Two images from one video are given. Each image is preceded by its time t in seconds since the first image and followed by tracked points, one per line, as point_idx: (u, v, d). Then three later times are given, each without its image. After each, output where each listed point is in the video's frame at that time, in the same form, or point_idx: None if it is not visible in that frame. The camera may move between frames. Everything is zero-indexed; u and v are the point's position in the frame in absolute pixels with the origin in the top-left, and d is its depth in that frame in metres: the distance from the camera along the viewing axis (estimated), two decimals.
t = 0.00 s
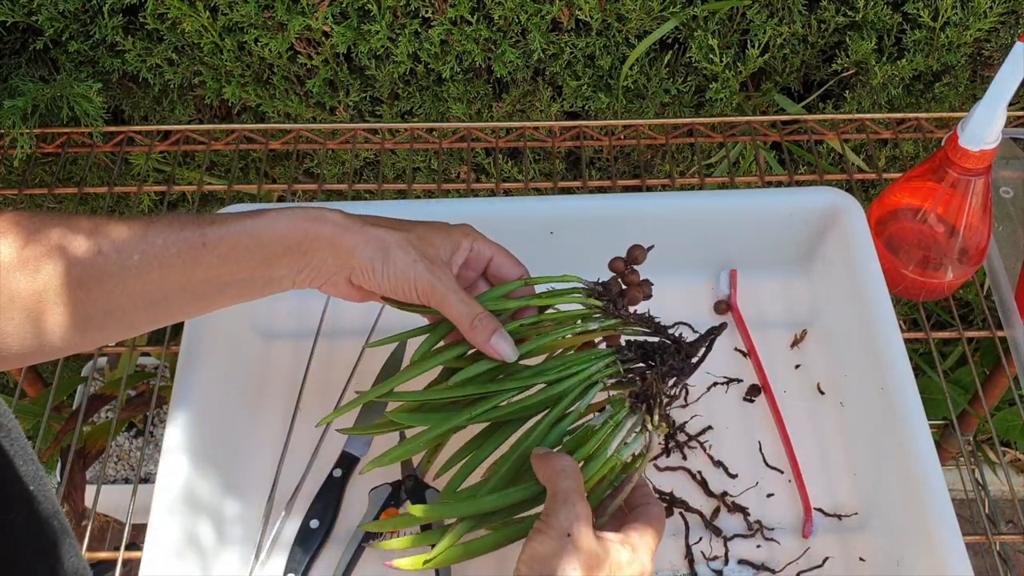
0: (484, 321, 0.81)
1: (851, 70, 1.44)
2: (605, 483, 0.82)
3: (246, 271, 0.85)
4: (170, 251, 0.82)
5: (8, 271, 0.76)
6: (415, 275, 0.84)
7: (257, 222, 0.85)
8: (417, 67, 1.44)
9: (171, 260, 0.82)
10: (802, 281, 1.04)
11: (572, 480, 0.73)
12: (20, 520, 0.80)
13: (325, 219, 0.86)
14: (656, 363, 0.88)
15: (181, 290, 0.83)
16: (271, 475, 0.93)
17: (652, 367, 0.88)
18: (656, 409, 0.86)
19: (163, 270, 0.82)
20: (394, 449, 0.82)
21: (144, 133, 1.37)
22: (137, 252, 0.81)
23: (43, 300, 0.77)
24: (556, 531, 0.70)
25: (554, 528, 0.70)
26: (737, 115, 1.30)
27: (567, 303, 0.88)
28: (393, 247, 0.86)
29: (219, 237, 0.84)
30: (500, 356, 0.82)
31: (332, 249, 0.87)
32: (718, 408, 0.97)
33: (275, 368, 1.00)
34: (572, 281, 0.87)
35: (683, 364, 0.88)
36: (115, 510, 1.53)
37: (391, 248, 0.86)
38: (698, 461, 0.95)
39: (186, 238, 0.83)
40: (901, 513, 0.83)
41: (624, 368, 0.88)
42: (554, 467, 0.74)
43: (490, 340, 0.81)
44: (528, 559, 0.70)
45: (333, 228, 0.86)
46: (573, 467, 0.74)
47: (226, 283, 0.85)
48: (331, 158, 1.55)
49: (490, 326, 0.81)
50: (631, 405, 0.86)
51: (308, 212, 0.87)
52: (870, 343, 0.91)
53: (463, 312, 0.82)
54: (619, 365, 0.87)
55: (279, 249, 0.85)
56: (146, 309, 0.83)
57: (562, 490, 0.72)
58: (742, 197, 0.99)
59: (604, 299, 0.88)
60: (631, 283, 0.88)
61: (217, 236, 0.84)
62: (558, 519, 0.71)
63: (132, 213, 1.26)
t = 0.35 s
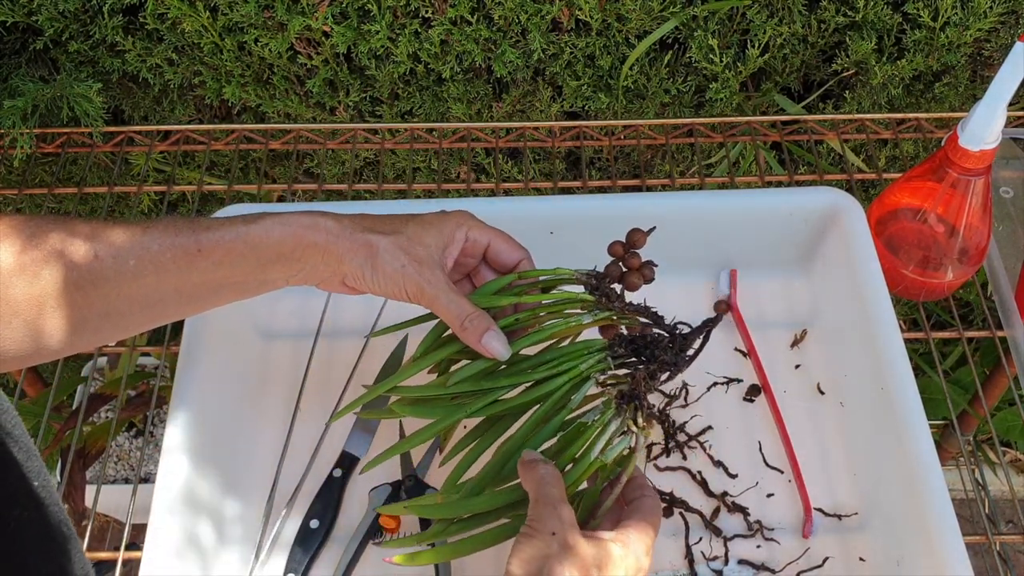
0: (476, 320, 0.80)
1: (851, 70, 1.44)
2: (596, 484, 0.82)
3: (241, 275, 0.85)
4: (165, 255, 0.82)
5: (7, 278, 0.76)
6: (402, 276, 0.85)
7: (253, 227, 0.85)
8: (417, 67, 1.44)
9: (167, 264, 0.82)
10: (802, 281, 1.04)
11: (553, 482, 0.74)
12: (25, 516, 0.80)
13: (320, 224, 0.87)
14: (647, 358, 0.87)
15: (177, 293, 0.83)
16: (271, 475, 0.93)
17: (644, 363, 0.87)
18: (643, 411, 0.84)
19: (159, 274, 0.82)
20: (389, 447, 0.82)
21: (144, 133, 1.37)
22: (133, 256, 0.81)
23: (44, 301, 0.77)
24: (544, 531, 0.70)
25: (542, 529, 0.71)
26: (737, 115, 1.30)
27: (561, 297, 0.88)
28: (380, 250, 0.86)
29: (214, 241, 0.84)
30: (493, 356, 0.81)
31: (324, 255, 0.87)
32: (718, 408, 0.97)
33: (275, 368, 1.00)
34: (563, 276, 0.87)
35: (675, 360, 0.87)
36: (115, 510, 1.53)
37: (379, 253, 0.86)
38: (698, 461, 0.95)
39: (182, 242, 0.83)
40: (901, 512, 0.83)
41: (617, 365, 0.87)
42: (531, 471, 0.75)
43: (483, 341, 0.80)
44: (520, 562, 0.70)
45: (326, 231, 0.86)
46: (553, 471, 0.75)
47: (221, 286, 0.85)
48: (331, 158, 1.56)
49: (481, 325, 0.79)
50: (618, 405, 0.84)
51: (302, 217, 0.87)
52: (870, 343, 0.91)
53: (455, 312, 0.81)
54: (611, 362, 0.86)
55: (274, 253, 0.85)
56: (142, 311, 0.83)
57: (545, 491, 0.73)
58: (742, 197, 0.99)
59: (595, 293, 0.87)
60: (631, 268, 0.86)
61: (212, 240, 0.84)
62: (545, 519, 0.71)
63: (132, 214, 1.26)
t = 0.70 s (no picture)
0: (477, 308, 0.80)
1: (851, 70, 1.44)
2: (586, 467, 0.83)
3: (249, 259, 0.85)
4: (174, 241, 0.82)
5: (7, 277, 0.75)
6: (402, 264, 0.86)
7: (259, 214, 0.85)
8: (417, 67, 1.44)
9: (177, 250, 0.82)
10: (802, 281, 1.04)
11: (523, 454, 0.75)
12: (21, 517, 0.75)
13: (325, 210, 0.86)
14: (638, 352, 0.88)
15: (184, 279, 0.84)
16: (271, 475, 0.93)
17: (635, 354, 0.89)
18: (631, 397, 0.86)
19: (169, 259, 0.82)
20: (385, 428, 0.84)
21: (144, 133, 1.37)
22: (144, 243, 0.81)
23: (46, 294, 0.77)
24: (509, 501, 0.71)
25: (507, 501, 0.71)
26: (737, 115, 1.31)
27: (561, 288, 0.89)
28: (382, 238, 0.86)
29: (222, 228, 0.83)
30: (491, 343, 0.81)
31: (329, 241, 0.87)
32: (718, 408, 0.97)
33: (276, 368, 1.00)
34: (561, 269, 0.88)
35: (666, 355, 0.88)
36: (115, 510, 1.53)
37: (381, 240, 0.86)
38: (698, 461, 0.95)
39: (189, 229, 0.83)
40: (901, 511, 0.83)
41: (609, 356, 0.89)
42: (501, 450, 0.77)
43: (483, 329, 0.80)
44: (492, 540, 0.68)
45: (331, 217, 0.86)
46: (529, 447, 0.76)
47: (227, 271, 0.85)
48: (331, 158, 1.56)
49: (480, 314, 0.80)
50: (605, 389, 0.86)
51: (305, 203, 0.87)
52: (870, 343, 0.91)
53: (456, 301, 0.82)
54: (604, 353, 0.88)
55: (279, 239, 0.85)
56: (150, 297, 0.83)
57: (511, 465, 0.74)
58: (743, 197, 0.99)
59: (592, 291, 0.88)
60: (629, 270, 0.86)
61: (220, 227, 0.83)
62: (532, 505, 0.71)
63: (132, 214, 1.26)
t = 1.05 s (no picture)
0: (483, 303, 0.81)
1: (851, 70, 1.44)
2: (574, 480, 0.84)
3: (256, 255, 0.86)
4: (185, 235, 0.82)
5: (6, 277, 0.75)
6: (407, 262, 0.86)
7: (267, 211, 0.85)
8: (417, 67, 1.44)
9: (187, 244, 0.82)
10: (802, 281, 1.04)
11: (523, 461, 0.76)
12: (17, 520, 0.73)
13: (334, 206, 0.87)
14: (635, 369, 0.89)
15: (193, 274, 0.84)
16: (271, 474, 0.93)
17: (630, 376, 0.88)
18: (623, 417, 0.85)
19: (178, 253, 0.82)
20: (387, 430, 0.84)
21: (143, 133, 1.37)
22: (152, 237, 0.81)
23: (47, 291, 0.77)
24: (513, 503, 0.71)
25: (512, 503, 0.71)
26: (737, 115, 1.31)
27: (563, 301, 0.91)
28: (389, 235, 0.86)
29: (229, 224, 0.83)
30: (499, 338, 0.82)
31: (334, 236, 0.87)
32: (718, 409, 0.97)
33: (276, 368, 1.00)
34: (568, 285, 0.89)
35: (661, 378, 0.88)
36: (115, 510, 1.53)
37: (387, 237, 0.86)
38: (698, 461, 0.95)
39: (199, 223, 0.83)
40: (901, 511, 0.83)
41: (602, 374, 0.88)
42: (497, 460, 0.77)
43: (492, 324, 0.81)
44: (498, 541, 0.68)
45: (337, 213, 0.87)
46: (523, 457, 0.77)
47: (235, 266, 0.86)
48: (331, 158, 1.56)
49: (488, 308, 0.81)
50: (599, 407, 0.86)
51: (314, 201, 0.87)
52: (870, 343, 0.91)
53: (464, 297, 0.82)
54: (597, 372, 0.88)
55: (285, 236, 0.86)
56: (160, 291, 0.83)
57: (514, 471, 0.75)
58: (744, 197, 0.98)
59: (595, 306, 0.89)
60: (633, 295, 0.89)
61: (229, 223, 0.83)
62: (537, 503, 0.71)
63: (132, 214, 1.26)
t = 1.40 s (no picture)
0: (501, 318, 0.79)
1: (851, 70, 1.44)
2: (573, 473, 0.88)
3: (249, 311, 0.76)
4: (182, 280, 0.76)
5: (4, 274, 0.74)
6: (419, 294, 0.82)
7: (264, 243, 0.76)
8: (417, 67, 1.44)
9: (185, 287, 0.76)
10: (802, 281, 1.04)
11: (532, 452, 0.78)
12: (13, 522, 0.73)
13: (302, 266, 0.71)
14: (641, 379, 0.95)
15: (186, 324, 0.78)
16: (270, 475, 0.94)
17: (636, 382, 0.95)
18: (631, 416, 0.93)
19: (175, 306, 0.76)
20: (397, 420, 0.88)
21: (144, 133, 1.37)
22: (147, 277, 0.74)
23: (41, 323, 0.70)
24: (519, 493, 0.72)
25: (518, 493, 0.73)
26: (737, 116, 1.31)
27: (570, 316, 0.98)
28: (379, 305, 0.73)
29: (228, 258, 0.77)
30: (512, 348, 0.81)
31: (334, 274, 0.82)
32: (719, 409, 0.97)
33: (276, 368, 1.00)
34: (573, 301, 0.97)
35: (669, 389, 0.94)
36: (115, 510, 1.53)
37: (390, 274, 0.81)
38: (698, 461, 0.95)
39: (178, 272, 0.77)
40: (901, 511, 0.83)
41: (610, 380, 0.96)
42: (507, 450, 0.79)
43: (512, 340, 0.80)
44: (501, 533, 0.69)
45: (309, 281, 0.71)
46: (533, 444, 0.80)
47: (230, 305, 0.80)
48: (331, 157, 1.56)
49: (508, 323, 0.79)
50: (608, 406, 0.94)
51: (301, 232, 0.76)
52: (870, 343, 0.91)
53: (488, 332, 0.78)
54: (606, 376, 0.95)
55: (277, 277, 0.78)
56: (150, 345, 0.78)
57: (522, 461, 0.77)
58: (744, 197, 0.98)
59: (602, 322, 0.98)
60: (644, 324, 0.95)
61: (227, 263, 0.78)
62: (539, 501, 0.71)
63: (132, 214, 1.26)
